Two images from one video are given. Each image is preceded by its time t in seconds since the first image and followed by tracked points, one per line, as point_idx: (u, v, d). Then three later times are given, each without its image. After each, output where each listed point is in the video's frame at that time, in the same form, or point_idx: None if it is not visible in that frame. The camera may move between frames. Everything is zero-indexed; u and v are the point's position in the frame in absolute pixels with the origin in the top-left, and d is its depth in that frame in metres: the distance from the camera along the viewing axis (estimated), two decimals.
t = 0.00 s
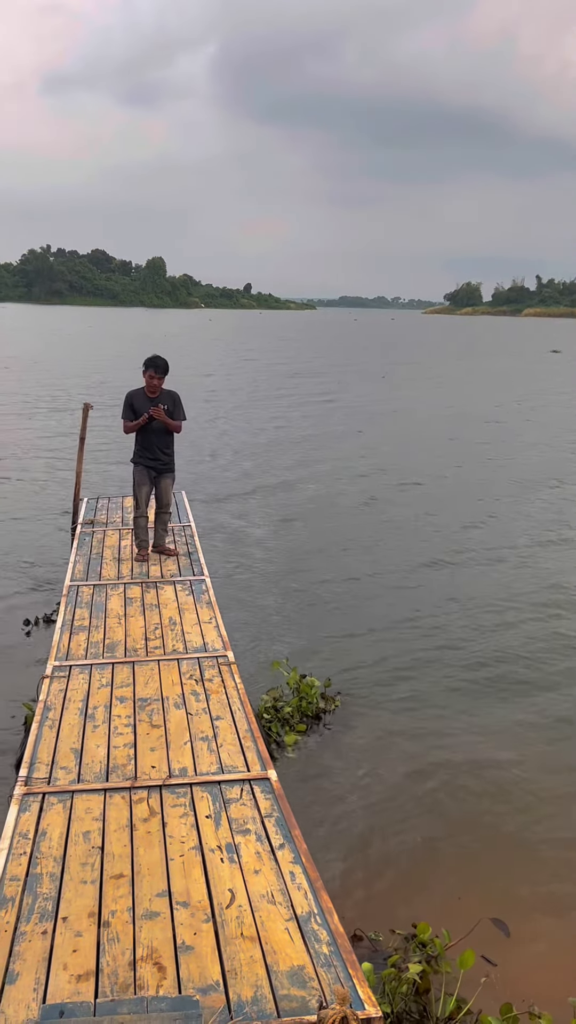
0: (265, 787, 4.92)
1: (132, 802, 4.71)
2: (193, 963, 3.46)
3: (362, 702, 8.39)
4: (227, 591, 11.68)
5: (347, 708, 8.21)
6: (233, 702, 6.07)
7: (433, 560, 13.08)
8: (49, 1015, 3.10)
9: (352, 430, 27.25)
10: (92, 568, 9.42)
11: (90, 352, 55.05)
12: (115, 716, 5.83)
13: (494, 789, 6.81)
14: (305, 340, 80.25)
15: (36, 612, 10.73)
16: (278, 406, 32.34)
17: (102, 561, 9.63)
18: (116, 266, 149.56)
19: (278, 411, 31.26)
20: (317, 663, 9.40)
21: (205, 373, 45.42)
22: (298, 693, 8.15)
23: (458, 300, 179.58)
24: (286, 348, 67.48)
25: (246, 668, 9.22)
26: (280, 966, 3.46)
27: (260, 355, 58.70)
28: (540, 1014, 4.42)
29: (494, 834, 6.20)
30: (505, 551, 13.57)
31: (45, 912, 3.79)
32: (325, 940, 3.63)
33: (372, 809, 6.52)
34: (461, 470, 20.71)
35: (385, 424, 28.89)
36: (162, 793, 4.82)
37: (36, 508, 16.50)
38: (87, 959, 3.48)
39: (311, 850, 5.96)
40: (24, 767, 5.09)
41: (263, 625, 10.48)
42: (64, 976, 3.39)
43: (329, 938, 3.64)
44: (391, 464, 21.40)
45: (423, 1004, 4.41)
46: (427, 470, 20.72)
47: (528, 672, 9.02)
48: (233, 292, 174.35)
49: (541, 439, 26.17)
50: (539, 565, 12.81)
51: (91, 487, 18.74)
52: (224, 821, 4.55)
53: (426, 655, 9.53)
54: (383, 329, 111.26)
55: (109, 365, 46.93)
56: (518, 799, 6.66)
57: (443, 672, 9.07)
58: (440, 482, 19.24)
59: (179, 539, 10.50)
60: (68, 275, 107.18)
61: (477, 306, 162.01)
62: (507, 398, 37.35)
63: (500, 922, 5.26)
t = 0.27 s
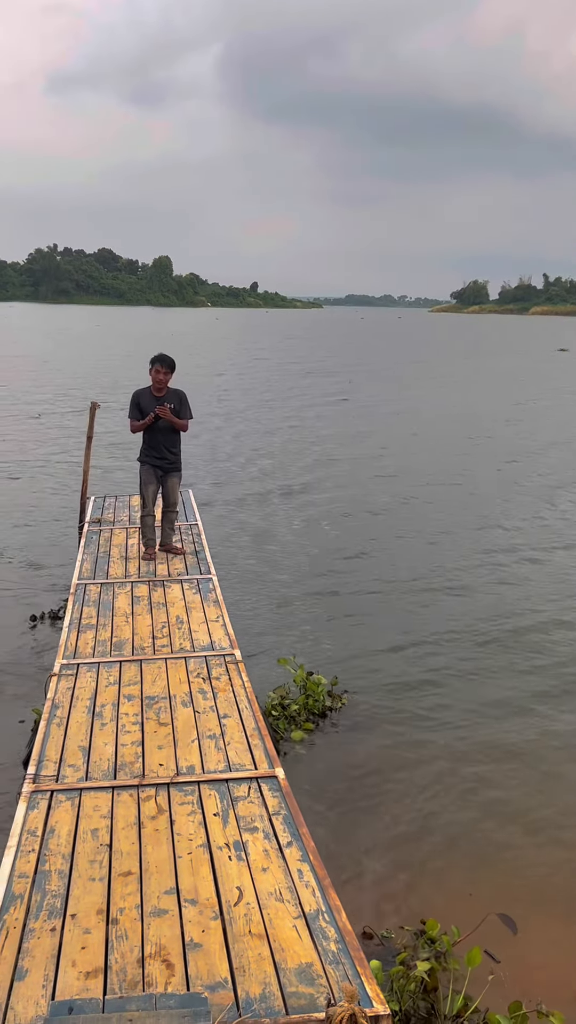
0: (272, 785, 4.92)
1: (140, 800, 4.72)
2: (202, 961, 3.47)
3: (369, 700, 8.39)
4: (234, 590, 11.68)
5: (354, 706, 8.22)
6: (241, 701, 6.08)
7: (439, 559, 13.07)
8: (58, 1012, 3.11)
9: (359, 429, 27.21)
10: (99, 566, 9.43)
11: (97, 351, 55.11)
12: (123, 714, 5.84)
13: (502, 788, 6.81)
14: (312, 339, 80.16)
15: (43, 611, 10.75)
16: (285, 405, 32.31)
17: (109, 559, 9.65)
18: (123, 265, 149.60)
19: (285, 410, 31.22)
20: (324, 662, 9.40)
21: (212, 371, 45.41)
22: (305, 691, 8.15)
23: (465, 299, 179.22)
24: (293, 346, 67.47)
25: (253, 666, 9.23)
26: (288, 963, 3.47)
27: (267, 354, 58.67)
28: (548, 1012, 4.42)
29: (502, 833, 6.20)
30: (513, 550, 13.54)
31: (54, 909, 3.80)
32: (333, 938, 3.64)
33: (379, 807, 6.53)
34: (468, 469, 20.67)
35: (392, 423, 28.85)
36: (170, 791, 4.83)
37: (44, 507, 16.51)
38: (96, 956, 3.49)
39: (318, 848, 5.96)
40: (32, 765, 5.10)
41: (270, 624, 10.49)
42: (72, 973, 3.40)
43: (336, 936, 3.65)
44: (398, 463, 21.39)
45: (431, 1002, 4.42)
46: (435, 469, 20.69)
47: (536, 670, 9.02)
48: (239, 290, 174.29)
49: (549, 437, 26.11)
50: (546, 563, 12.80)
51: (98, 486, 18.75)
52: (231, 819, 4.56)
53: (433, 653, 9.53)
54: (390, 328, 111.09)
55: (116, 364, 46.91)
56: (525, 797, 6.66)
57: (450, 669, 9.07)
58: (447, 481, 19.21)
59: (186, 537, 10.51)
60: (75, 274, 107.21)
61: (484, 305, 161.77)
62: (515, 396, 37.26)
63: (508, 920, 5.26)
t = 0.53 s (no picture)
0: (283, 781, 4.93)
1: (151, 796, 4.73)
2: (213, 957, 3.47)
3: (379, 697, 8.40)
4: (244, 587, 11.69)
5: (364, 704, 8.21)
6: (251, 697, 6.08)
7: (449, 557, 13.05)
8: (70, 1008, 3.12)
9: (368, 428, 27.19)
10: (108, 563, 9.45)
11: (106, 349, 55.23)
12: (133, 710, 5.85)
13: (512, 785, 6.81)
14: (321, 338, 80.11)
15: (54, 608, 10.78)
16: (294, 404, 32.30)
17: (119, 557, 9.65)
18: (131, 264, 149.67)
19: (294, 408, 31.21)
20: (333, 659, 9.40)
21: (221, 370, 45.38)
22: (315, 688, 8.16)
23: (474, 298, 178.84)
24: (301, 345, 67.42)
25: (262, 663, 9.23)
26: (300, 960, 3.47)
27: (276, 352, 58.64)
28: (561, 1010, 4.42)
29: (512, 831, 6.20)
30: (523, 549, 13.52)
31: (65, 904, 3.81)
32: (344, 935, 3.63)
33: (390, 805, 6.52)
34: (478, 468, 20.64)
35: (401, 421, 28.81)
36: (180, 787, 4.83)
37: (53, 504, 16.56)
38: (108, 952, 3.49)
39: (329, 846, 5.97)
40: (43, 761, 5.11)
41: (280, 621, 10.49)
42: (84, 968, 3.41)
43: (348, 933, 3.65)
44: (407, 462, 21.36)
45: (444, 1000, 4.42)
46: (444, 468, 20.65)
47: (546, 668, 9.00)
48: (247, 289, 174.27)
49: (558, 435, 26.03)
50: (556, 562, 12.77)
51: (108, 484, 18.78)
52: (242, 815, 4.55)
53: (443, 651, 9.51)
54: (399, 327, 110.89)
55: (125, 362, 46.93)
56: (536, 795, 6.64)
57: (460, 668, 9.05)
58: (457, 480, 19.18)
59: (195, 535, 10.51)
60: (84, 272, 107.37)
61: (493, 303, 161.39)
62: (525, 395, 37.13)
63: (520, 919, 5.25)
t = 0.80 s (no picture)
0: (293, 777, 4.92)
1: (161, 792, 4.73)
2: (224, 953, 3.47)
3: (389, 694, 8.39)
4: (254, 585, 11.70)
5: (374, 701, 8.21)
6: (261, 693, 6.08)
7: (459, 555, 13.04)
8: (82, 1003, 3.12)
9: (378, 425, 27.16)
10: (119, 560, 9.46)
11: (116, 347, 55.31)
12: (143, 706, 5.85)
13: (523, 785, 6.79)
14: (330, 335, 79.99)
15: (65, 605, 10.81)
16: (305, 402, 32.29)
17: (129, 553, 9.66)
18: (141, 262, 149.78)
19: (304, 406, 31.19)
20: (343, 656, 9.40)
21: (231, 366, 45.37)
22: (325, 685, 8.16)
23: (484, 295, 178.36)
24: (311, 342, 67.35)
25: (272, 660, 9.24)
26: (310, 956, 3.47)
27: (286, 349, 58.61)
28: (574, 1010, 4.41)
29: (522, 830, 6.18)
30: (534, 547, 13.49)
31: (76, 899, 3.81)
32: (355, 932, 3.63)
33: (400, 803, 6.52)
34: (489, 465, 20.60)
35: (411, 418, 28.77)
36: (191, 783, 4.83)
37: (64, 502, 16.60)
38: (119, 947, 3.50)
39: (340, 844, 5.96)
40: (54, 757, 5.12)
41: (290, 618, 10.49)
42: (95, 963, 3.41)
43: (359, 929, 3.65)
44: (417, 460, 21.33)
45: (457, 1001, 4.42)
46: (455, 465, 20.60)
47: (557, 667, 8.98)
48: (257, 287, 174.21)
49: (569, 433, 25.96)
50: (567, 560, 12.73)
51: (118, 481, 18.81)
52: (252, 812, 4.55)
53: (453, 649, 9.50)
54: (410, 324, 110.69)
55: (136, 359, 46.98)
56: (546, 794, 6.64)
57: (470, 665, 9.04)
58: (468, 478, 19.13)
59: (205, 531, 10.52)
60: (94, 270, 107.51)
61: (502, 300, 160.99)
62: (535, 392, 37.03)
63: (531, 919, 5.24)
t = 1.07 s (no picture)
0: (302, 774, 4.93)
1: (171, 789, 4.74)
2: (233, 950, 3.47)
3: (398, 691, 8.38)
4: (263, 582, 11.70)
5: (383, 698, 8.21)
6: (270, 690, 6.08)
7: (468, 553, 13.02)
8: (92, 998, 3.13)
9: (388, 422, 27.11)
10: (127, 557, 9.48)
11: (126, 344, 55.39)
12: (153, 704, 5.86)
13: (532, 781, 6.78)
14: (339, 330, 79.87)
15: (75, 602, 10.84)
16: (314, 398, 32.26)
17: (138, 550, 9.69)
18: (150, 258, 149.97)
19: (314, 403, 31.15)
20: (352, 653, 9.39)
21: (240, 363, 45.31)
22: (333, 682, 8.16)
23: (494, 290, 177.88)
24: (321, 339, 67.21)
25: (281, 657, 9.24)
26: (320, 953, 3.47)
27: (295, 346, 58.56)
28: None
29: (532, 826, 6.17)
30: (543, 544, 13.45)
31: (86, 897, 3.82)
32: (365, 928, 3.63)
33: (410, 800, 6.53)
34: (498, 462, 20.55)
35: (421, 415, 28.70)
36: (200, 780, 4.84)
37: (74, 499, 16.62)
38: (129, 944, 3.50)
39: (350, 841, 5.97)
40: (64, 755, 5.13)
41: (299, 615, 10.50)
42: (105, 960, 3.42)
43: (369, 926, 3.65)
44: (426, 456, 21.28)
45: (467, 1000, 4.42)
46: (464, 462, 20.54)
47: (566, 663, 8.96)
48: (266, 282, 174.11)
49: None
50: None
51: (127, 478, 18.84)
52: (261, 809, 4.56)
53: (462, 645, 9.50)
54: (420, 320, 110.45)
55: (145, 356, 47.03)
56: (556, 790, 6.63)
57: (479, 662, 9.03)
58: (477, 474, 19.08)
59: (214, 527, 10.52)
60: (103, 267, 107.58)
61: (512, 296, 160.53)
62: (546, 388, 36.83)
63: (541, 917, 5.23)
